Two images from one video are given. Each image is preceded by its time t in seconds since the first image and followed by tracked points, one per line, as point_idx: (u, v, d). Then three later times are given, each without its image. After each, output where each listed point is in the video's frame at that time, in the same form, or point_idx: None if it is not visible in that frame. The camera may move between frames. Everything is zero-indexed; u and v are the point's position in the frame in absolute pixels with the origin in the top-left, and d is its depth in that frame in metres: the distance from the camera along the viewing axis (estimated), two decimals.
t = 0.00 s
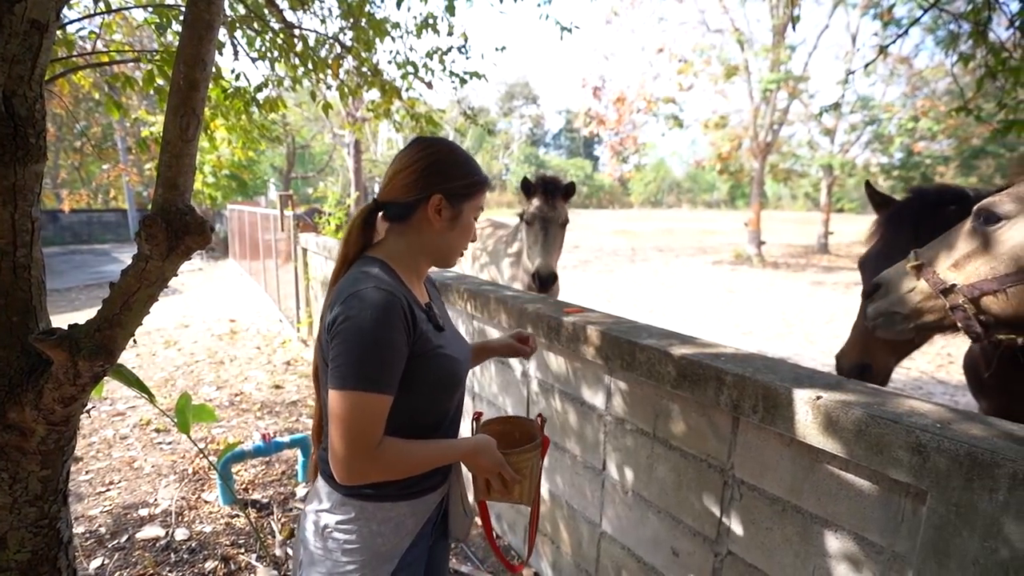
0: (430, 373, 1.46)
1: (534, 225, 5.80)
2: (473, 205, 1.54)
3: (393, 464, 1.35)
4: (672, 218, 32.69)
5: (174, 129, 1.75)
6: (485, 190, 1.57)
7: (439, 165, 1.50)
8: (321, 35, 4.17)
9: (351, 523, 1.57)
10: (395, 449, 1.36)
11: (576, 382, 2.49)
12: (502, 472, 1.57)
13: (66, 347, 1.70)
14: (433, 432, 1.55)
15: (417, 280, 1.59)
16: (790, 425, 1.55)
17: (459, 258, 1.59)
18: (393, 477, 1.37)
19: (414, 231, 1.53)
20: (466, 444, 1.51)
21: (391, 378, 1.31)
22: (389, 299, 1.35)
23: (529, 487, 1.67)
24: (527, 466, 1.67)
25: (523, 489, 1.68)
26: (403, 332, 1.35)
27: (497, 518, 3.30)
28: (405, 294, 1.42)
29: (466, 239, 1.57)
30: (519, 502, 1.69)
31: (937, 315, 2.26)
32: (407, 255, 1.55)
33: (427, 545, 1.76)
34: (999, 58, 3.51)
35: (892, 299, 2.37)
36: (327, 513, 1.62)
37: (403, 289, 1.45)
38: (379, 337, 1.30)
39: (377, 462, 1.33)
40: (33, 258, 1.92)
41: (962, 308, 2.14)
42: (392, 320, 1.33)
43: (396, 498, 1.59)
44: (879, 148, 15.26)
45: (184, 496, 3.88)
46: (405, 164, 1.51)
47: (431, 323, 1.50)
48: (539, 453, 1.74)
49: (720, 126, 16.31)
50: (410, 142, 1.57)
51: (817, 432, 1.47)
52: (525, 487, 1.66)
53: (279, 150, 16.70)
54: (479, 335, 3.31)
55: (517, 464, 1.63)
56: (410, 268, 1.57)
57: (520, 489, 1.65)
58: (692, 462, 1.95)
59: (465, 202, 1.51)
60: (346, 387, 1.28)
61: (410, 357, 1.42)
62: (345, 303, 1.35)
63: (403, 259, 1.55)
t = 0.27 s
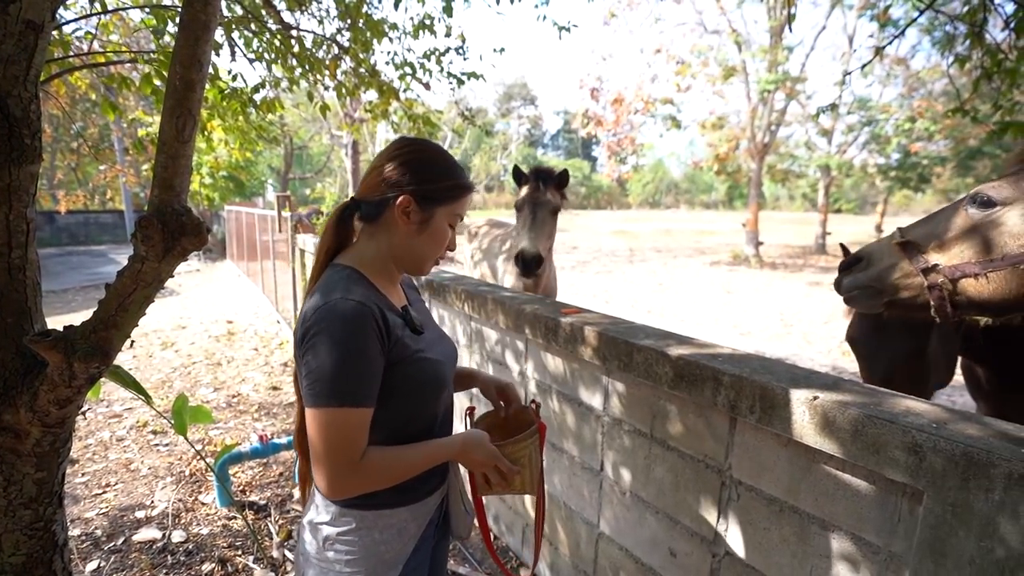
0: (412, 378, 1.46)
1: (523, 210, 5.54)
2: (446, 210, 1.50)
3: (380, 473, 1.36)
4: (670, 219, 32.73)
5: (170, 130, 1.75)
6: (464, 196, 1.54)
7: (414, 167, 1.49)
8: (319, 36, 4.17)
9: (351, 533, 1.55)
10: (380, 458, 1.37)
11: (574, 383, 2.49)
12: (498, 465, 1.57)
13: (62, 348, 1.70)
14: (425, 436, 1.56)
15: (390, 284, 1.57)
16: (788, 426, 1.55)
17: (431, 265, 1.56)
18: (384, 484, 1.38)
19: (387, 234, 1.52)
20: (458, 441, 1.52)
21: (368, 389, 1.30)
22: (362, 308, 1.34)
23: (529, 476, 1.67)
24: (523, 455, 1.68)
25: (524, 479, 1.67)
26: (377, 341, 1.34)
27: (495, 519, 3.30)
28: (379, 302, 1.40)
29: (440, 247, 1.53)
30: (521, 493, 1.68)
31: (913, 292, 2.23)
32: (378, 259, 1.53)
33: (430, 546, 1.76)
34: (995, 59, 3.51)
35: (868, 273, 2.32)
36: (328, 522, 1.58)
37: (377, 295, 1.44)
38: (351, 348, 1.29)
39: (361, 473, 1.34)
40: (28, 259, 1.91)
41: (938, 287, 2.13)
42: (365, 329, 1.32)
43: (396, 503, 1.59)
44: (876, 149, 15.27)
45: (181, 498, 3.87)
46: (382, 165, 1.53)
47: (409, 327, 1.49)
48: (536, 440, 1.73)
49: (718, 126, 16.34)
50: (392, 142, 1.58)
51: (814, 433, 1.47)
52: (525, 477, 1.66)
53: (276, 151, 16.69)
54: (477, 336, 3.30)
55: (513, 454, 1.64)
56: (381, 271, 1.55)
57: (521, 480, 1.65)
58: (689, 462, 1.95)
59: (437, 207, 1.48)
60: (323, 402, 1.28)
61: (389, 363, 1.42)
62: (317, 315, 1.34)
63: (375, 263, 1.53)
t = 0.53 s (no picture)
0: (393, 381, 1.45)
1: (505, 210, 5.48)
2: (425, 207, 1.49)
3: (359, 479, 1.36)
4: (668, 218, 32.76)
5: (165, 128, 1.75)
6: (444, 194, 1.53)
7: (391, 164, 1.49)
8: (315, 34, 4.16)
9: (331, 540, 1.55)
10: (358, 463, 1.37)
11: (571, 381, 2.50)
12: (480, 467, 1.61)
13: (56, 347, 1.69)
14: (410, 438, 1.57)
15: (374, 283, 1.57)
16: (784, 424, 1.55)
17: (416, 262, 1.55)
18: (360, 492, 1.38)
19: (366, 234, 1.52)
20: (439, 443, 1.54)
21: (344, 395, 1.30)
22: (336, 312, 1.33)
23: (513, 477, 1.67)
24: (508, 455, 1.68)
25: (508, 479, 1.67)
26: (353, 345, 1.33)
27: (492, 517, 3.30)
28: (355, 304, 1.40)
29: (420, 246, 1.52)
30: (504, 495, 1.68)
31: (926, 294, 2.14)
32: (358, 259, 1.53)
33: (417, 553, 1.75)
34: (991, 59, 3.52)
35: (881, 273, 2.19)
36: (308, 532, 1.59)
37: (356, 296, 1.43)
38: (325, 353, 1.28)
39: (338, 480, 1.33)
40: (20, 259, 1.90)
41: (960, 288, 2.07)
42: (340, 333, 1.31)
43: (379, 510, 1.58)
44: (873, 148, 15.29)
45: (177, 498, 3.85)
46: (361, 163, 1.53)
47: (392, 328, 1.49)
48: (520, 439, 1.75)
49: (715, 125, 16.35)
50: (372, 140, 1.59)
51: (810, 431, 1.48)
52: (508, 479, 1.66)
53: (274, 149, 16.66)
54: (474, 334, 3.30)
55: (496, 455, 1.66)
56: (363, 273, 1.54)
57: (504, 481, 1.65)
58: (686, 461, 1.95)
59: (415, 205, 1.47)
60: (298, 409, 1.28)
61: (368, 368, 1.41)
62: (293, 320, 1.34)
63: (354, 263, 1.52)
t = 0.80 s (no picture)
0: (382, 388, 1.45)
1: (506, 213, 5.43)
2: (417, 200, 1.51)
3: (340, 488, 1.36)
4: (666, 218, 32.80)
5: (165, 129, 1.75)
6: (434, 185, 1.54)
7: (378, 159, 1.49)
8: (314, 35, 4.16)
9: (315, 546, 1.56)
10: (340, 473, 1.36)
11: (570, 382, 2.50)
12: (468, 481, 1.55)
13: (55, 348, 1.69)
14: (399, 447, 1.56)
15: (369, 283, 1.57)
16: (783, 424, 1.56)
17: (417, 255, 1.57)
18: (342, 501, 1.37)
19: (358, 233, 1.51)
20: (427, 454, 1.50)
21: (330, 401, 1.30)
22: (325, 316, 1.33)
23: (501, 493, 1.63)
24: (498, 470, 1.64)
25: (496, 496, 1.64)
26: (341, 350, 1.33)
27: (491, 518, 3.31)
28: (346, 308, 1.40)
29: (415, 240, 1.54)
30: (492, 509, 1.64)
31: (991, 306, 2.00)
32: (352, 258, 1.53)
33: (406, 561, 1.76)
34: (987, 60, 3.53)
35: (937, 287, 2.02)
36: (290, 538, 1.60)
37: (347, 299, 1.43)
38: (314, 359, 1.28)
39: (319, 488, 1.33)
40: (20, 259, 1.90)
41: None
42: (328, 338, 1.31)
43: (364, 519, 1.59)
44: (870, 149, 15.34)
45: (176, 499, 3.85)
46: (347, 160, 1.53)
47: (383, 333, 1.49)
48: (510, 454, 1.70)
49: (713, 126, 16.37)
50: (354, 135, 1.58)
51: (808, 430, 1.48)
52: (497, 494, 1.62)
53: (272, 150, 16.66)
54: (473, 335, 3.30)
55: (485, 471, 1.61)
56: (358, 273, 1.54)
57: (493, 496, 1.61)
58: (685, 461, 1.96)
59: (409, 198, 1.49)
60: (282, 414, 1.27)
61: (357, 373, 1.41)
62: (280, 323, 1.33)
63: (348, 263, 1.52)
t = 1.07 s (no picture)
0: (385, 390, 1.45)
1: (518, 215, 5.32)
2: (423, 195, 1.52)
3: (338, 488, 1.35)
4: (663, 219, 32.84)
5: (164, 130, 1.76)
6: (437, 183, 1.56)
7: (380, 159, 1.50)
8: (312, 36, 4.16)
9: (312, 544, 1.57)
10: (338, 474, 1.36)
11: (569, 383, 2.51)
12: (468, 492, 1.52)
13: (55, 349, 1.69)
14: (401, 450, 1.56)
15: (382, 284, 1.59)
16: (781, 424, 1.56)
17: (431, 249, 1.59)
18: (339, 501, 1.37)
19: (367, 234, 1.52)
20: (427, 463, 1.47)
21: (335, 400, 1.31)
22: (333, 316, 1.34)
23: (502, 506, 1.59)
24: (500, 482, 1.59)
25: (496, 509, 1.60)
26: (348, 350, 1.34)
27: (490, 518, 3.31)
28: (355, 309, 1.41)
29: (422, 239, 1.55)
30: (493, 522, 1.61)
31: None
32: (358, 256, 1.54)
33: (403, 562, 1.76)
34: (982, 62, 3.55)
35: None
36: (288, 536, 1.62)
37: (357, 300, 1.44)
38: (320, 357, 1.29)
39: (319, 486, 1.33)
40: (19, 261, 1.90)
41: None
42: (335, 337, 1.32)
43: (360, 519, 1.59)
44: (867, 149, 15.39)
45: (174, 501, 3.85)
46: (349, 159, 1.53)
47: (392, 336, 1.49)
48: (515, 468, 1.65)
49: (711, 127, 16.39)
50: (353, 134, 1.58)
51: (806, 430, 1.49)
52: (497, 506, 1.58)
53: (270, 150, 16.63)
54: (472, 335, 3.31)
55: (486, 483, 1.56)
56: (371, 274, 1.55)
57: (493, 508, 1.57)
58: (683, 461, 1.97)
59: (414, 197, 1.50)
60: (286, 411, 1.28)
61: (362, 374, 1.41)
62: (289, 320, 1.35)
63: (355, 262, 1.53)
